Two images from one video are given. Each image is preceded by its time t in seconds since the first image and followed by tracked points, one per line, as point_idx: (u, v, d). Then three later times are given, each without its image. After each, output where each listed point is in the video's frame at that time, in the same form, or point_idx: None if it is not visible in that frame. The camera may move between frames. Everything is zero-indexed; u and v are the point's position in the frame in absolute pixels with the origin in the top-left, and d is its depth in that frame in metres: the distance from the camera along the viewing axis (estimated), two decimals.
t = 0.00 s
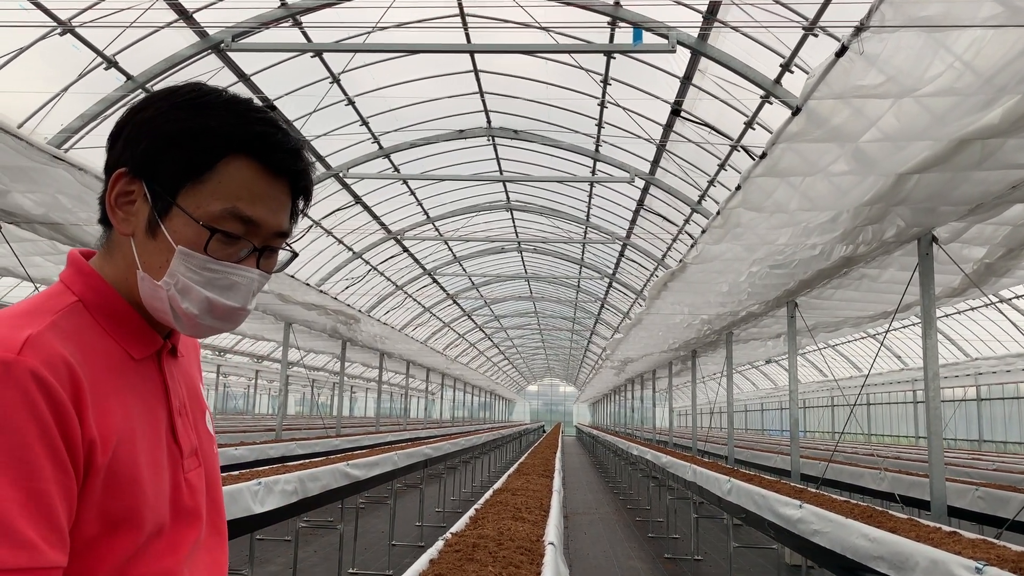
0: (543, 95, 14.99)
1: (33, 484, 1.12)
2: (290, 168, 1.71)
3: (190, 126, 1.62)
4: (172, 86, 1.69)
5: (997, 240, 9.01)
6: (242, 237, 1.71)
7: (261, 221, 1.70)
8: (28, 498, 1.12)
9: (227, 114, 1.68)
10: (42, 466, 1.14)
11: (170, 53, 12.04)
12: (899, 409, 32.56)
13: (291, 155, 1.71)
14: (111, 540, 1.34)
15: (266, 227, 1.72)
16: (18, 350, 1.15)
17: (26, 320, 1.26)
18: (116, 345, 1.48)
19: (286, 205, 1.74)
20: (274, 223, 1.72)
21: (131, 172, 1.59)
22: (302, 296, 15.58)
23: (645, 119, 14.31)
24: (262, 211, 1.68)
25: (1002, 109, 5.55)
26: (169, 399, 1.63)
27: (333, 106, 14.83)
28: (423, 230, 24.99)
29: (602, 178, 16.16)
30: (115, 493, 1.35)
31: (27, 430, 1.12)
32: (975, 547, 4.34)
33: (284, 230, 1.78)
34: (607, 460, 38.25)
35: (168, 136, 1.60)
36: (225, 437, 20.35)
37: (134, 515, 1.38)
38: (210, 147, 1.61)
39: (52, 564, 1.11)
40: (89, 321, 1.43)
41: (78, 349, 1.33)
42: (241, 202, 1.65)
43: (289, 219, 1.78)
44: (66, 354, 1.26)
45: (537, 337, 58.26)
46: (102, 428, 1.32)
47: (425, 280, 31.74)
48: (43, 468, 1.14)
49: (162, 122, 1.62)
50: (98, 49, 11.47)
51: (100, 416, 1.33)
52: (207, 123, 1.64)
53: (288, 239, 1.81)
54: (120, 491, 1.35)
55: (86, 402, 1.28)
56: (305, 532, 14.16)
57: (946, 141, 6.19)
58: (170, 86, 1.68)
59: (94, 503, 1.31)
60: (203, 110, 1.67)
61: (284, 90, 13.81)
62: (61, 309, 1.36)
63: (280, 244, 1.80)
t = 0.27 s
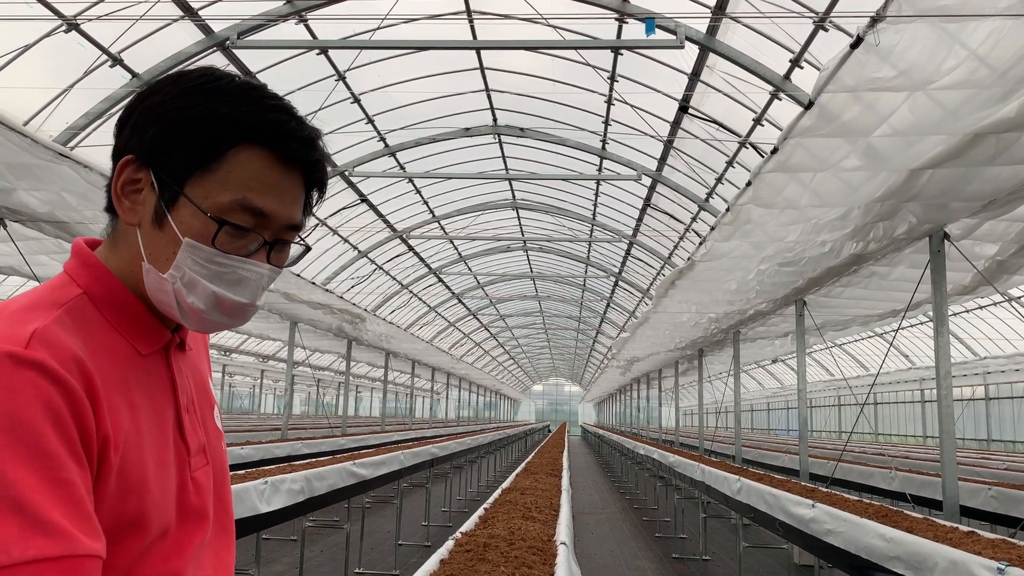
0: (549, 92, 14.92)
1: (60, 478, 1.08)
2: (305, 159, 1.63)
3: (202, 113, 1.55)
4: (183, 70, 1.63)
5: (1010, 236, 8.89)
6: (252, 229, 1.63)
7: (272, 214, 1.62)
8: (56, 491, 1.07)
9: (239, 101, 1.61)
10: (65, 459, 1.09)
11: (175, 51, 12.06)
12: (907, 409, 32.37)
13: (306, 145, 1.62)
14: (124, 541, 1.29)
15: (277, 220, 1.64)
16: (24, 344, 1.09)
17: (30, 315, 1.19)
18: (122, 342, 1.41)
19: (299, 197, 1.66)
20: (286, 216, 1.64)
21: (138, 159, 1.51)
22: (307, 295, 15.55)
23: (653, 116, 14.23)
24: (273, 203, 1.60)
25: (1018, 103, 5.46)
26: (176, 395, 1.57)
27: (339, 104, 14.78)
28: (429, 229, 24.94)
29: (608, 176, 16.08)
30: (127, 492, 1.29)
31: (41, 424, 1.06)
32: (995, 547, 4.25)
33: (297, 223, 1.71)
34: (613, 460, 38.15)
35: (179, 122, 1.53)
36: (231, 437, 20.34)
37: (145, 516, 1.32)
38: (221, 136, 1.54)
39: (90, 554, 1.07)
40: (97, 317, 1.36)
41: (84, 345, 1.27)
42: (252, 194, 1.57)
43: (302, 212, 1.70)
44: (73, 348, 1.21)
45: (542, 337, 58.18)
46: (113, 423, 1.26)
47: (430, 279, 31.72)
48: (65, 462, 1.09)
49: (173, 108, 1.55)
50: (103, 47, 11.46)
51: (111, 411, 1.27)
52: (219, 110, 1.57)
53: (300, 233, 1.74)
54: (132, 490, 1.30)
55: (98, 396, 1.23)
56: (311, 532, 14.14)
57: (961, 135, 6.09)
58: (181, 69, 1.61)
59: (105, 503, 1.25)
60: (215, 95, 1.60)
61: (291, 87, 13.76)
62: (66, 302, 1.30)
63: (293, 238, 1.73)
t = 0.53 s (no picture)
0: (554, 89, 14.86)
1: (73, 478, 1.01)
2: (325, 144, 1.55)
3: (216, 96, 1.48)
4: (197, 51, 1.56)
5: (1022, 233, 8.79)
6: (270, 218, 1.55)
7: (291, 202, 1.53)
8: (67, 493, 1.00)
9: (256, 83, 1.53)
10: (77, 460, 1.02)
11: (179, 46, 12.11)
12: (911, 408, 32.24)
13: (326, 129, 1.54)
14: (139, 544, 1.22)
15: (297, 207, 1.55)
16: (35, 340, 1.02)
17: (38, 310, 1.12)
18: (135, 336, 1.33)
19: (319, 183, 1.57)
20: (306, 203, 1.55)
21: (152, 144, 1.45)
22: (311, 294, 15.49)
23: (659, 113, 14.15)
24: (292, 191, 1.51)
25: None
26: (191, 391, 1.49)
27: (343, 101, 14.70)
28: (432, 227, 24.89)
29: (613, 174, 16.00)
30: (141, 495, 1.22)
31: (52, 424, 0.99)
32: (1016, 548, 4.17)
33: (317, 211, 1.62)
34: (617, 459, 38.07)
35: (193, 107, 1.47)
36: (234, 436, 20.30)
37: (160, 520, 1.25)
38: (236, 118, 1.46)
39: (107, 559, 1.00)
40: (109, 310, 1.29)
41: (95, 339, 1.20)
42: (270, 180, 1.48)
43: (322, 200, 1.62)
44: (84, 343, 1.13)
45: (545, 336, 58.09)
46: (125, 423, 1.18)
47: (433, 279, 31.67)
48: (79, 461, 1.02)
49: (187, 91, 1.49)
50: (106, 43, 11.42)
51: (125, 407, 1.20)
52: (234, 92, 1.49)
53: (321, 221, 1.65)
54: (147, 492, 1.22)
55: (112, 392, 1.15)
56: (315, 532, 14.10)
57: (976, 130, 6.01)
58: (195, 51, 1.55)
59: (119, 507, 1.17)
60: (230, 77, 1.53)
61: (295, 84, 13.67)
62: (76, 294, 1.22)
63: (312, 226, 1.64)
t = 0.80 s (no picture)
0: (558, 88, 14.83)
1: (86, 484, 0.97)
2: (347, 130, 1.49)
3: (237, 83, 1.44)
4: (217, 40, 1.53)
5: None
6: (295, 206, 1.49)
7: (314, 190, 1.47)
8: (82, 498, 0.96)
9: (275, 69, 1.49)
10: (94, 463, 0.98)
11: (182, 45, 12.08)
12: (914, 408, 32.18)
13: (348, 113, 1.48)
14: (159, 547, 1.17)
15: (320, 195, 1.49)
16: (55, 335, 0.98)
17: (59, 304, 1.08)
18: (158, 332, 1.29)
19: (343, 171, 1.52)
20: (329, 191, 1.49)
21: (173, 135, 1.41)
22: (314, 294, 15.45)
23: (663, 112, 14.11)
24: (316, 177, 1.45)
25: None
26: (215, 389, 1.45)
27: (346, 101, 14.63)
28: (435, 227, 24.85)
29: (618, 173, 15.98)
30: (160, 495, 1.17)
31: (69, 424, 0.95)
32: None
33: (342, 197, 1.56)
34: (619, 459, 38.01)
35: (213, 96, 1.43)
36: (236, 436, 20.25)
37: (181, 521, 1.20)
38: (256, 105, 1.41)
39: (113, 569, 0.96)
40: (131, 305, 1.25)
41: (117, 334, 1.16)
42: (293, 166, 1.42)
43: (346, 187, 1.56)
44: (105, 338, 1.09)
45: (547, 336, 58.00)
46: (147, 422, 1.14)
47: (435, 279, 31.62)
48: (94, 465, 0.98)
49: (208, 79, 1.45)
50: (108, 41, 11.39)
51: (145, 406, 1.15)
52: (255, 78, 1.45)
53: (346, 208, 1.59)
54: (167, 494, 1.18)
55: (131, 391, 1.11)
56: (318, 532, 14.08)
57: (987, 128, 5.95)
58: (215, 39, 1.52)
59: (140, 508, 1.13)
60: (250, 63, 1.49)
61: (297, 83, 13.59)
62: (98, 287, 1.18)
63: (337, 214, 1.58)
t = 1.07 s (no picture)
0: (561, 87, 14.80)
1: (105, 474, 0.97)
2: (362, 116, 1.45)
3: (249, 72, 1.41)
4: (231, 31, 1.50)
5: None
6: (309, 194, 1.45)
7: (329, 177, 1.43)
8: (100, 488, 0.96)
9: (289, 57, 1.45)
10: (113, 453, 0.98)
11: (184, 44, 12.07)
12: (915, 409, 32.14)
13: (362, 100, 1.44)
14: (178, 542, 1.16)
15: (335, 183, 1.45)
16: (73, 324, 0.98)
17: (77, 296, 1.08)
18: (175, 326, 1.26)
19: (358, 158, 1.48)
20: (344, 178, 1.45)
21: (187, 125, 1.39)
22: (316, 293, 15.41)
23: (666, 111, 14.08)
24: (330, 163, 1.41)
25: None
26: (233, 384, 1.42)
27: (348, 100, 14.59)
28: (436, 227, 24.81)
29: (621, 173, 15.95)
30: (178, 489, 1.15)
31: (88, 412, 0.96)
32: None
33: (358, 183, 1.51)
34: (620, 459, 37.98)
35: (226, 83, 1.39)
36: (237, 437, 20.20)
37: (199, 515, 1.18)
38: (269, 92, 1.37)
39: (127, 561, 0.96)
40: (149, 298, 1.23)
41: (136, 325, 1.14)
42: (308, 152, 1.38)
43: (363, 176, 1.51)
44: (123, 328, 1.08)
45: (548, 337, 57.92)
46: (166, 413, 1.13)
47: (436, 279, 31.57)
48: (111, 455, 0.98)
49: (222, 69, 1.42)
50: (111, 40, 11.37)
51: (164, 397, 1.14)
52: (268, 66, 1.41)
53: (362, 196, 1.54)
54: (187, 486, 1.16)
55: (149, 381, 1.10)
56: (320, 532, 14.07)
57: (996, 126, 5.91)
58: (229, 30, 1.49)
59: (159, 501, 1.12)
60: (262, 52, 1.46)
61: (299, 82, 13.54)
62: (116, 281, 1.16)
63: (353, 202, 1.54)
